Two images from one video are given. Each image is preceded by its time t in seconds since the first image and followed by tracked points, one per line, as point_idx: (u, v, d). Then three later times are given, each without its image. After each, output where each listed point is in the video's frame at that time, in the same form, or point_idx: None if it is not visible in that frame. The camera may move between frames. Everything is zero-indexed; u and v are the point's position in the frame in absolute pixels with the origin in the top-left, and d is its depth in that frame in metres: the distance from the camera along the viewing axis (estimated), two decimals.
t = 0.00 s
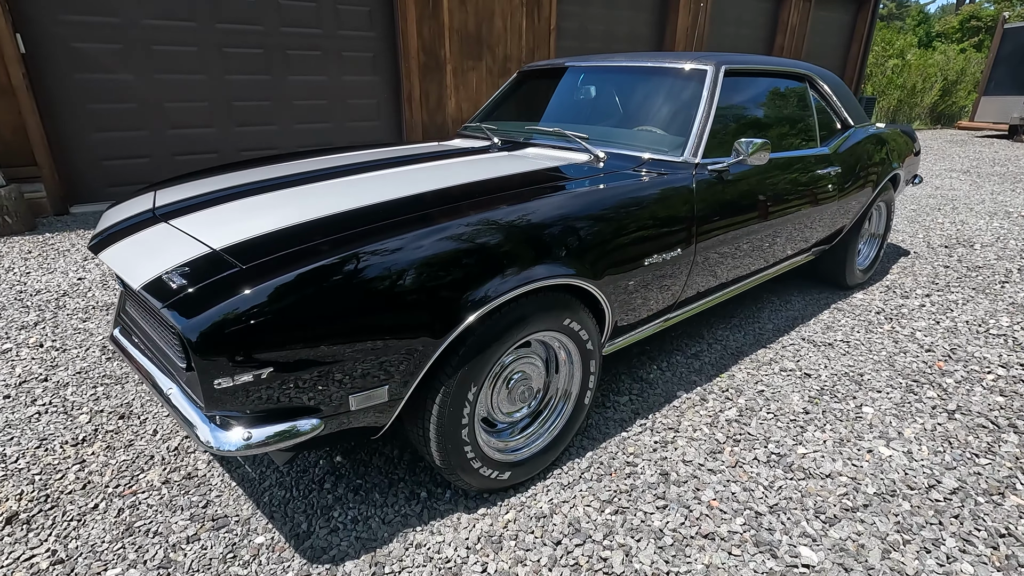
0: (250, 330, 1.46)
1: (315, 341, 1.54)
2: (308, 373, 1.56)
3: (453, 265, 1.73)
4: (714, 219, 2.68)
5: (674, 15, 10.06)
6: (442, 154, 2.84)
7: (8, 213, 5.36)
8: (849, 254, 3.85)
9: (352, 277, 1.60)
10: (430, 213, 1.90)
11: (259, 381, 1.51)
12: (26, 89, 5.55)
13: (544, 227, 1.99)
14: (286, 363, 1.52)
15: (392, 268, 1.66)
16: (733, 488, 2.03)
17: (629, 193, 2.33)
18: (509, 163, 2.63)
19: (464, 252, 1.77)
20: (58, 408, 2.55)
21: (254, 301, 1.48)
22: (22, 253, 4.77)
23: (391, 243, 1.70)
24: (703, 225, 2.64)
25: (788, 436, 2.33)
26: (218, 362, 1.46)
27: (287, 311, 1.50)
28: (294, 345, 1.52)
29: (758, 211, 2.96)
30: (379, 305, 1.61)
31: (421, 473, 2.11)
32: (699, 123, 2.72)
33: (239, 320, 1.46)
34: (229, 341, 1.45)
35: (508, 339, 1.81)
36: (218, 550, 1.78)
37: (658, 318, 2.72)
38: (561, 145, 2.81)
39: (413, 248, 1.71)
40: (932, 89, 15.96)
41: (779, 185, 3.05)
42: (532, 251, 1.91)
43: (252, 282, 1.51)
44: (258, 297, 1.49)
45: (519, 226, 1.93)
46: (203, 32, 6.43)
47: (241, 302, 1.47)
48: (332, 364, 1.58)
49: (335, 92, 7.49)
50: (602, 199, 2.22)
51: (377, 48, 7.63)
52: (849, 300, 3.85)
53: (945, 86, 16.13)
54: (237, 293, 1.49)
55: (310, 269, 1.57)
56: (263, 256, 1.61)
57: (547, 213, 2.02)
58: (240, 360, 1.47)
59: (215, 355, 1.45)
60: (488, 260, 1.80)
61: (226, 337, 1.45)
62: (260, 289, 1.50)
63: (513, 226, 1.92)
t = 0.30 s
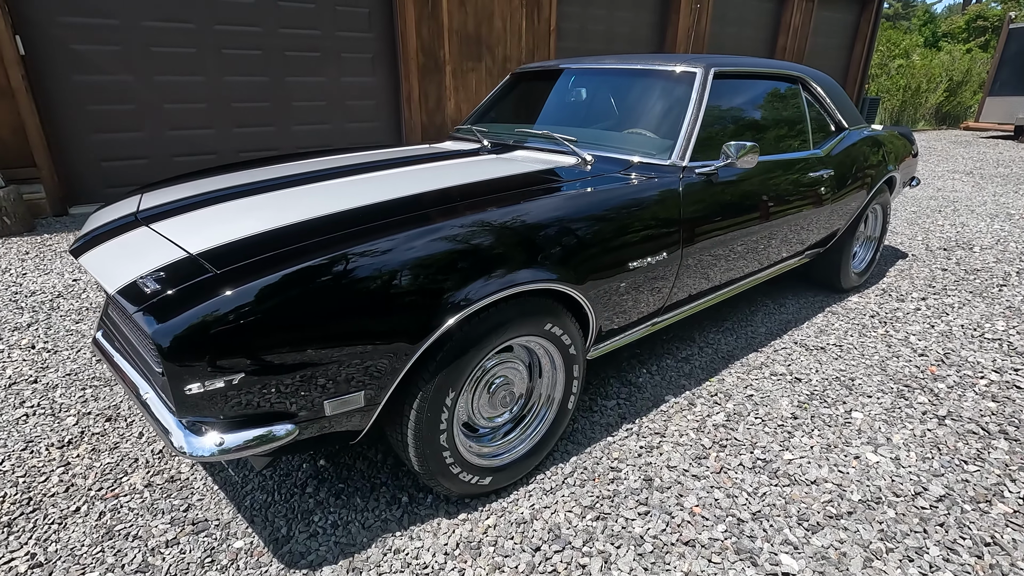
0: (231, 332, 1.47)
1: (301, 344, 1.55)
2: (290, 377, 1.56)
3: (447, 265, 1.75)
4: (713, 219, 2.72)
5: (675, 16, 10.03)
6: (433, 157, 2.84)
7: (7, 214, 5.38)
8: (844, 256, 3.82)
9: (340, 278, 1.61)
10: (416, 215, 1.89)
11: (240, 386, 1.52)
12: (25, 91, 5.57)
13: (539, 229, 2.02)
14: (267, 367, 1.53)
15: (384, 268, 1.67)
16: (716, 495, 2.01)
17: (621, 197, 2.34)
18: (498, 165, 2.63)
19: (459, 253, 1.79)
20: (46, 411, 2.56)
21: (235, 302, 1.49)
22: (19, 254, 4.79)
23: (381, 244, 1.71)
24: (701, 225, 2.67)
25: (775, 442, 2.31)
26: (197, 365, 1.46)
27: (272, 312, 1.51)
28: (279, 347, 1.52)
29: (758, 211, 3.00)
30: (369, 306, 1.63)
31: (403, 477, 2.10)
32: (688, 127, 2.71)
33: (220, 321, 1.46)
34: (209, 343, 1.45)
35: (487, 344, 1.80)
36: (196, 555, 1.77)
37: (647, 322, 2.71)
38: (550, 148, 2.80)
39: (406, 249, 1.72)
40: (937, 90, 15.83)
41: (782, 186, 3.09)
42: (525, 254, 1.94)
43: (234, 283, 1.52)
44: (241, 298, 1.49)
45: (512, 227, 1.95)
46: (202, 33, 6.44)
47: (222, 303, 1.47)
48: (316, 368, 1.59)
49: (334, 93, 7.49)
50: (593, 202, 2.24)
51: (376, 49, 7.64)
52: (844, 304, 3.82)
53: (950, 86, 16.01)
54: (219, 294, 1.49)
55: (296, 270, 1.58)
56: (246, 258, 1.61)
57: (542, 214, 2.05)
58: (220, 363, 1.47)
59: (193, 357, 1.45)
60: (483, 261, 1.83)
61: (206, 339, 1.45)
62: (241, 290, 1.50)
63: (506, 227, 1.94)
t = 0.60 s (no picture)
0: (208, 324, 1.50)
1: (279, 340, 1.59)
2: (265, 377, 1.60)
3: (435, 260, 1.82)
4: (712, 217, 2.84)
5: (674, 17, 10.03)
6: (419, 158, 2.87)
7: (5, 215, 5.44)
8: (831, 258, 3.82)
9: (324, 272, 1.66)
10: (397, 213, 1.93)
11: (210, 385, 1.55)
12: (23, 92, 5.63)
13: (530, 226, 2.11)
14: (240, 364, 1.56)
15: (370, 263, 1.72)
16: (687, 494, 2.03)
17: (603, 198, 2.38)
18: (479, 166, 2.65)
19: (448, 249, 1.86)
20: (31, 408, 2.59)
21: (212, 295, 1.52)
22: (15, 254, 4.84)
23: (366, 240, 1.76)
24: (697, 223, 2.77)
25: (750, 442, 2.33)
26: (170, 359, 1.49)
27: (251, 305, 1.55)
28: (257, 341, 1.56)
29: (757, 210, 3.13)
30: (351, 300, 1.67)
31: (378, 475, 2.13)
32: (665, 129, 2.73)
33: (196, 313, 1.50)
34: (184, 335, 1.49)
35: (455, 343, 1.83)
36: (168, 550, 1.80)
37: (626, 322, 2.72)
38: (530, 149, 2.82)
39: (394, 244, 1.78)
40: (940, 91, 15.74)
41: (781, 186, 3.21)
42: (512, 254, 2.01)
43: (211, 277, 1.56)
44: (218, 291, 1.53)
45: (502, 224, 2.03)
46: (200, 35, 6.49)
47: (199, 297, 1.51)
48: (293, 367, 1.63)
49: (332, 94, 7.53)
50: (576, 203, 2.29)
51: (373, 51, 7.67)
52: (830, 305, 3.82)
53: (953, 87, 15.92)
54: (195, 288, 1.53)
55: (277, 265, 1.62)
56: (225, 254, 1.65)
57: (533, 213, 2.14)
58: (193, 356, 1.51)
59: (166, 350, 1.48)
60: (471, 258, 1.89)
61: (181, 331, 1.49)
62: (217, 285, 1.54)
63: (496, 224, 2.01)
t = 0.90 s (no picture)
0: (192, 318, 1.57)
1: (265, 337, 1.65)
2: (247, 376, 1.66)
3: (425, 258, 1.90)
4: (711, 215, 3.01)
5: (673, 19, 10.05)
6: (406, 160, 2.92)
7: (6, 215, 5.52)
8: (816, 260, 3.85)
9: (312, 270, 1.73)
10: (382, 213, 1.99)
11: (189, 382, 1.60)
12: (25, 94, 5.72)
13: (525, 224, 2.22)
14: (223, 362, 1.62)
15: (361, 261, 1.80)
16: (657, 492, 2.07)
17: (588, 200, 2.45)
18: (463, 168, 2.69)
19: (438, 248, 1.95)
20: (23, 405, 2.65)
21: (196, 291, 1.58)
22: (15, 254, 4.93)
23: (356, 238, 1.83)
24: (693, 222, 2.92)
25: (723, 441, 2.36)
26: (150, 353, 1.55)
27: (237, 302, 1.61)
28: (242, 337, 1.62)
29: (752, 210, 3.26)
30: (338, 299, 1.74)
31: (357, 471, 2.18)
32: (642, 134, 2.77)
33: (181, 309, 1.56)
34: (166, 329, 1.55)
35: (427, 343, 1.87)
36: (149, 543, 1.86)
37: (607, 323, 2.76)
38: (512, 152, 2.87)
39: (387, 242, 1.86)
40: (943, 91, 15.66)
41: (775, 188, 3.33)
42: (503, 252, 2.12)
43: (195, 274, 1.61)
44: (201, 288, 1.59)
45: (494, 224, 2.12)
46: (199, 38, 6.57)
47: (183, 293, 1.57)
48: (276, 365, 1.69)
49: (330, 96, 7.59)
50: (563, 204, 2.36)
51: (372, 53, 7.73)
52: (816, 307, 3.85)
53: (956, 88, 15.84)
54: (179, 284, 1.59)
55: (263, 262, 1.68)
56: (211, 252, 1.71)
57: (529, 211, 2.25)
58: (174, 352, 1.56)
59: (146, 346, 1.54)
60: (459, 256, 1.98)
61: (164, 325, 1.54)
62: (200, 282, 1.60)
63: (488, 223, 2.12)
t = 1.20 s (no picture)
0: (184, 313, 1.60)
1: (257, 332, 1.69)
2: (237, 373, 1.69)
3: (423, 255, 1.94)
4: (717, 212, 3.07)
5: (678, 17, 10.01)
6: (400, 159, 2.94)
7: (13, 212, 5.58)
8: (813, 260, 3.84)
9: (308, 265, 1.76)
10: (375, 211, 2.02)
11: (179, 377, 1.63)
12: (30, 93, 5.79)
13: (529, 221, 2.28)
14: (213, 360, 1.65)
15: (360, 257, 1.84)
16: (641, 491, 2.08)
17: (582, 199, 2.47)
18: (456, 168, 2.71)
19: (435, 246, 1.99)
20: (21, 400, 2.70)
21: (188, 287, 1.62)
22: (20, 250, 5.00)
23: (354, 234, 1.87)
24: (696, 219, 2.97)
25: (710, 441, 2.37)
26: (138, 349, 1.57)
27: (229, 297, 1.65)
28: (234, 332, 1.66)
29: (756, 208, 3.30)
30: (332, 296, 1.78)
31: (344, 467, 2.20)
32: (632, 134, 2.77)
33: (173, 303, 1.59)
34: (157, 324, 1.58)
35: (410, 342, 1.89)
36: (137, 536, 1.89)
37: (598, 322, 2.77)
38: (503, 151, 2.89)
39: (386, 239, 1.90)
40: (954, 89, 15.47)
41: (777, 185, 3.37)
42: (503, 248, 2.17)
43: (187, 270, 1.65)
44: (193, 283, 1.62)
45: (492, 222, 2.17)
46: (203, 37, 6.62)
47: (175, 288, 1.60)
48: (267, 362, 1.72)
49: (333, 94, 7.62)
50: (559, 203, 2.39)
51: (374, 51, 7.76)
52: (813, 307, 3.83)
53: (967, 86, 15.65)
54: (171, 279, 1.62)
55: (256, 259, 1.71)
56: (203, 248, 1.74)
57: (530, 209, 2.30)
58: (164, 347, 1.59)
59: (135, 340, 1.57)
60: (455, 253, 2.03)
61: (155, 320, 1.57)
62: (191, 278, 1.63)
63: (486, 220, 2.16)
